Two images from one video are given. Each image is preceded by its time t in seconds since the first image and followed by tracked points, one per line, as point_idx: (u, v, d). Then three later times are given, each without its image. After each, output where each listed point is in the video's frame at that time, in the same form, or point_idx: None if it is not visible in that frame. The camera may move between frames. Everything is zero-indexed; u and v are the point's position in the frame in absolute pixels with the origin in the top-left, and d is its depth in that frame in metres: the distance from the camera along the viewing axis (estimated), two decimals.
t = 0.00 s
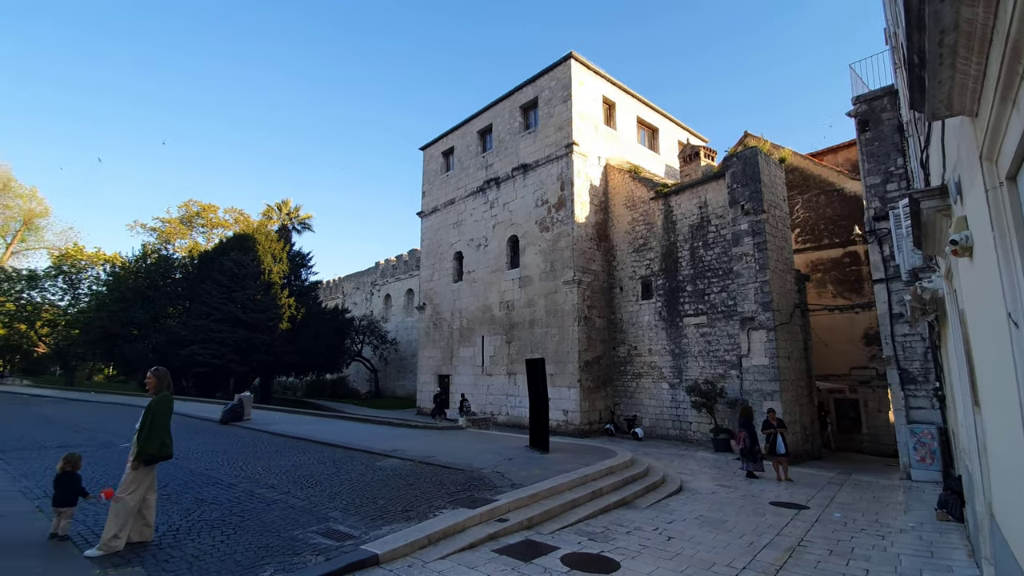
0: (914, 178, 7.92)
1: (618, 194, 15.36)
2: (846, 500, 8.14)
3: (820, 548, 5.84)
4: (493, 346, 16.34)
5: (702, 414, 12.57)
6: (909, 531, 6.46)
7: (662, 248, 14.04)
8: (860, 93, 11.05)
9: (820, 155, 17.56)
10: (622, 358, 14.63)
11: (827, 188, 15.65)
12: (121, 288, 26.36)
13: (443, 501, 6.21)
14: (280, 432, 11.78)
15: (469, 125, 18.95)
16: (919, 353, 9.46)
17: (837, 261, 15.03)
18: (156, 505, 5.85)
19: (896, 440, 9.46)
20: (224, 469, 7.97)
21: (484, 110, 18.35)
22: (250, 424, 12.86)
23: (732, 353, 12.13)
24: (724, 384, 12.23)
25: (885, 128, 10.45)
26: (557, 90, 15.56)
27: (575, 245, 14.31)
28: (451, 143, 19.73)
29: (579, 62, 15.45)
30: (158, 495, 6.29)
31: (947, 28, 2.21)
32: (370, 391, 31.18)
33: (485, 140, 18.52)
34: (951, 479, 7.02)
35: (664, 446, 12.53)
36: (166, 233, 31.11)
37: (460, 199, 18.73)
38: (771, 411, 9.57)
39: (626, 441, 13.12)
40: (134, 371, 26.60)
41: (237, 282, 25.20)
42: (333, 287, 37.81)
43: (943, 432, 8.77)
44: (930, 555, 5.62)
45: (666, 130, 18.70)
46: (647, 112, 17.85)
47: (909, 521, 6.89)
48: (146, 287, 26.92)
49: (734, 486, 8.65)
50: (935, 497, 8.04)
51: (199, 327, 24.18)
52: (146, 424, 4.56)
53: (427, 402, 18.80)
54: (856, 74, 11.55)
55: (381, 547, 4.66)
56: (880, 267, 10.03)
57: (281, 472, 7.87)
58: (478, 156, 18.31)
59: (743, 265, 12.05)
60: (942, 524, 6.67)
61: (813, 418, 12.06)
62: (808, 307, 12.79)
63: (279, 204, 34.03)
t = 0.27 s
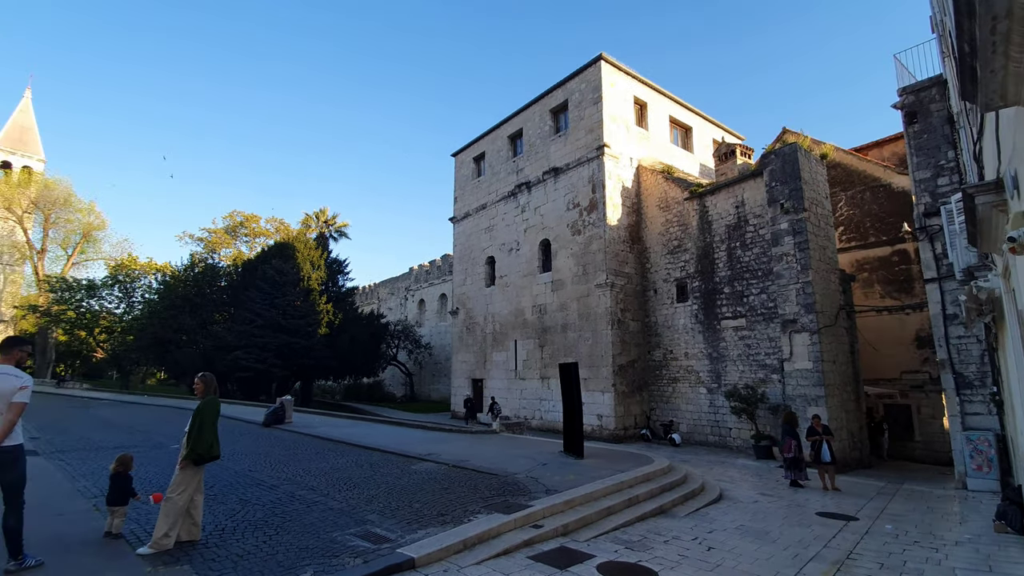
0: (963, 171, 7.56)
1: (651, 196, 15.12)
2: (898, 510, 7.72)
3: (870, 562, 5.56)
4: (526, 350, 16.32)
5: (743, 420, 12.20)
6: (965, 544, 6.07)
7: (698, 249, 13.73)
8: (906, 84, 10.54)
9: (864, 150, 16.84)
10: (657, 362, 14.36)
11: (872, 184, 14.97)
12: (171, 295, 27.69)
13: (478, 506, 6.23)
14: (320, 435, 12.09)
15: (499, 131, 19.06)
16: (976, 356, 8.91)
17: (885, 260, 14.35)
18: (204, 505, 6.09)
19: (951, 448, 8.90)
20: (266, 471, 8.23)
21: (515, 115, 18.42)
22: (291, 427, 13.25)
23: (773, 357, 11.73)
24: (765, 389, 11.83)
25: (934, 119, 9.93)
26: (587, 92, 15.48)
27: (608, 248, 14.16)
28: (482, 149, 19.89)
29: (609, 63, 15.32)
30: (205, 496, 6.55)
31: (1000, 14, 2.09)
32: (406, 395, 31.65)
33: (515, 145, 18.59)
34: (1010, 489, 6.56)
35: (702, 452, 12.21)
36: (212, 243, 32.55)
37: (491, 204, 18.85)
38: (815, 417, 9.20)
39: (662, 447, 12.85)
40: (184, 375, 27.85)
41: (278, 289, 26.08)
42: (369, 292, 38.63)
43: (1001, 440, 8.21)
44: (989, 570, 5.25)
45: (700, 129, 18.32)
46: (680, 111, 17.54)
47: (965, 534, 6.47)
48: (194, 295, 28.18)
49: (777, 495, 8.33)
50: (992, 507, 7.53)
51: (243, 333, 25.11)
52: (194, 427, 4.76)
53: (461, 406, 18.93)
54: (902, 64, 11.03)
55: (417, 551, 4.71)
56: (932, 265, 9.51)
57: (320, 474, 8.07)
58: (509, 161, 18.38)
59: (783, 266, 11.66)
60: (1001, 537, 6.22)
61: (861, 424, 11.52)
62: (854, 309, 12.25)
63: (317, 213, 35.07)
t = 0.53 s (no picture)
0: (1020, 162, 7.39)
1: (685, 196, 14.81)
2: (954, 523, 7.25)
3: None
4: (558, 354, 16.22)
5: (785, 426, 11.76)
6: None
7: (735, 250, 13.35)
8: (957, 73, 9.97)
9: (912, 143, 16.03)
10: (694, 367, 14.01)
11: (921, 179, 14.23)
12: (216, 302, 28.86)
13: (512, 511, 6.20)
14: (356, 438, 12.33)
15: (529, 135, 19.08)
16: None
17: (937, 259, 13.60)
18: (247, 506, 6.29)
19: (1010, 456, 8.34)
20: (305, 473, 8.43)
21: (545, 118, 18.40)
22: (329, 430, 13.56)
23: (817, 361, 11.27)
24: (809, 395, 11.37)
25: (988, 110, 9.35)
26: (617, 93, 15.32)
27: (641, 250, 13.94)
28: (512, 153, 19.94)
29: (640, 63, 15.12)
30: (247, 497, 6.76)
31: None
32: (440, 399, 31.95)
33: (546, 148, 18.55)
34: None
35: (743, 460, 11.82)
36: (254, 251, 33.82)
37: (522, 207, 18.86)
38: (864, 424, 8.77)
39: (700, 454, 12.51)
40: (228, 379, 28.95)
41: (316, 295, 26.81)
42: (403, 297, 39.26)
43: None
44: None
45: (735, 126, 17.84)
46: (714, 109, 17.13)
47: None
48: (237, 301, 29.28)
49: (823, 505, 7.97)
50: None
51: (284, 337, 25.91)
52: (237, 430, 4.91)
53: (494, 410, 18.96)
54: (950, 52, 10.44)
55: (451, 556, 4.71)
56: (988, 263, 8.94)
57: (357, 477, 8.21)
58: (540, 165, 18.36)
59: (827, 266, 11.20)
60: None
61: (914, 432, 10.92)
62: (904, 310, 11.64)
63: (353, 220, 35.93)
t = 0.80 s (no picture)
0: None
1: (708, 197, 14.58)
2: (996, 534, 6.93)
3: None
4: (581, 359, 16.12)
5: (816, 432, 11.43)
6: None
7: (761, 251, 13.07)
8: (991, 67, 9.57)
9: (945, 139, 15.49)
10: (720, 371, 13.75)
11: (956, 176, 13.72)
12: (245, 308, 29.60)
13: (535, 517, 6.17)
14: (380, 442, 12.47)
15: (550, 139, 19.07)
16: None
17: (975, 259, 13.08)
18: (275, 508, 6.42)
19: None
20: (331, 476, 8.56)
21: (565, 122, 18.37)
22: (354, 434, 13.74)
23: (849, 365, 10.93)
24: (840, 400, 11.04)
25: None
26: (638, 95, 15.21)
27: (663, 253, 13.78)
28: (532, 157, 19.96)
29: (661, 64, 14.98)
30: (275, 499, 6.90)
31: None
32: (462, 403, 32.07)
33: (566, 152, 18.52)
34: None
35: (772, 466, 11.52)
36: (281, 258, 34.61)
37: (543, 212, 18.85)
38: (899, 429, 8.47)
39: (727, 460, 12.25)
40: (257, 383, 29.63)
41: (341, 300, 27.26)
42: (425, 302, 39.60)
43: None
44: None
45: (760, 126, 17.50)
46: (737, 109, 16.84)
47: None
48: (265, 307, 29.99)
49: (857, 514, 7.70)
50: None
51: (310, 342, 26.40)
52: (265, 432, 5.02)
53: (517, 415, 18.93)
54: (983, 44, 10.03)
55: (474, 561, 4.72)
56: None
57: (381, 481, 8.29)
58: (560, 168, 18.33)
59: (858, 267, 10.88)
60: None
61: (953, 439, 10.49)
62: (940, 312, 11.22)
63: (376, 226, 36.47)
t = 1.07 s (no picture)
0: None
1: (727, 199, 14.41)
2: None
3: None
4: (599, 363, 16.01)
5: (842, 437, 11.16)
6: None
7: (782, 253, 12.86)
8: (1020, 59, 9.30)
9: (971, 135, 15.08)
10: (741, 375, 13.54)
11: (983, 172, 13.31)
12: (267, 314, 30.14)
13: (554, 523, 6.14)
14: (400, 447, 12.55)
15: (565, 143, 19.07)
16: None
17: (1006, 257, 12.67)
18: (297, 513, 6.50)
19: None
20: (351, 481, 8.64)
21: (580, 126, 18.37)
22: (373, 439, 13.86)
23: (875, 368, 10.67)
24: (867, 404, 10.76)
25: None
26: (653, 97, 15.13)
27: (681, 256, 13.64)
28: (548, 162, 19.98)
29: (676, 66, 14.89)
30: (297, 504, 6.99)
31: None
32: (481, 408, 32.12)
33: (581, 156, 18.50)
34: None
35: (796, 472, 11.28)
36: (301, 265, 35.18)
37: (559, 216, 18.83)
38: (928, 434, 8.25)
39: (749, 466, 12.04)
40: (279, 388, 30.10)
41: (359, 307, 27.57)
42: (443, 308, 39.83)
43: None
44: None
45: (779, 125, 17.26)
46: (755, 109, 16.64)
47: None
48: (286, 313, 30.49)
49: (885, 521, 7.49)
50: None
51: (329, 348, 26.74)
52: (287, 438, 5.09)
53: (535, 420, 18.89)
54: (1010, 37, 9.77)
55: (493, 566, 4.72)
56: None
57: (401, 486, 8.34)
58: (576, 172, 18.31)
59: (882, 267, 10.63)
60: None
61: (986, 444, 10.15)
62: (970, 313, 10.89)
63: (393, 233, 36.87)
